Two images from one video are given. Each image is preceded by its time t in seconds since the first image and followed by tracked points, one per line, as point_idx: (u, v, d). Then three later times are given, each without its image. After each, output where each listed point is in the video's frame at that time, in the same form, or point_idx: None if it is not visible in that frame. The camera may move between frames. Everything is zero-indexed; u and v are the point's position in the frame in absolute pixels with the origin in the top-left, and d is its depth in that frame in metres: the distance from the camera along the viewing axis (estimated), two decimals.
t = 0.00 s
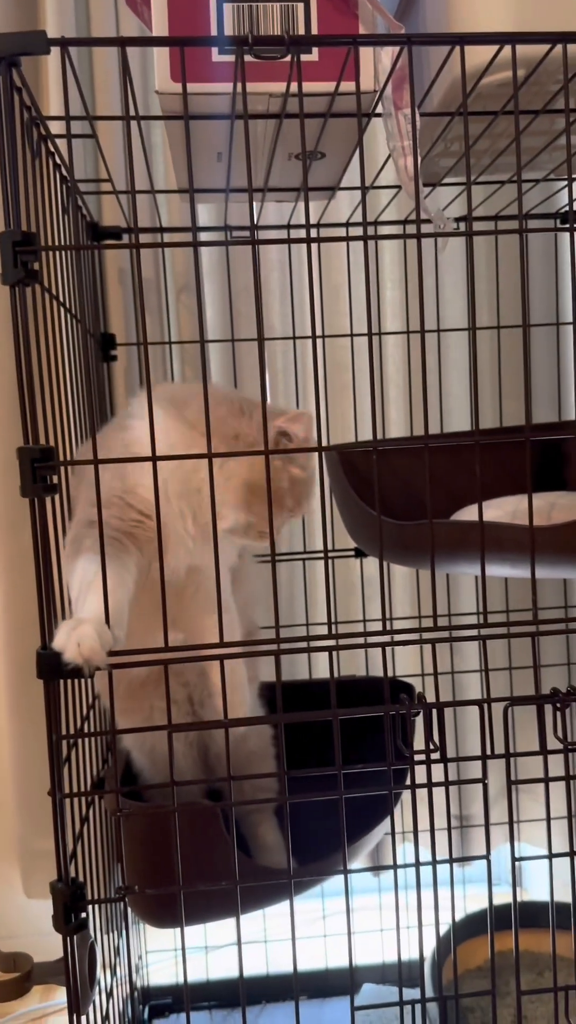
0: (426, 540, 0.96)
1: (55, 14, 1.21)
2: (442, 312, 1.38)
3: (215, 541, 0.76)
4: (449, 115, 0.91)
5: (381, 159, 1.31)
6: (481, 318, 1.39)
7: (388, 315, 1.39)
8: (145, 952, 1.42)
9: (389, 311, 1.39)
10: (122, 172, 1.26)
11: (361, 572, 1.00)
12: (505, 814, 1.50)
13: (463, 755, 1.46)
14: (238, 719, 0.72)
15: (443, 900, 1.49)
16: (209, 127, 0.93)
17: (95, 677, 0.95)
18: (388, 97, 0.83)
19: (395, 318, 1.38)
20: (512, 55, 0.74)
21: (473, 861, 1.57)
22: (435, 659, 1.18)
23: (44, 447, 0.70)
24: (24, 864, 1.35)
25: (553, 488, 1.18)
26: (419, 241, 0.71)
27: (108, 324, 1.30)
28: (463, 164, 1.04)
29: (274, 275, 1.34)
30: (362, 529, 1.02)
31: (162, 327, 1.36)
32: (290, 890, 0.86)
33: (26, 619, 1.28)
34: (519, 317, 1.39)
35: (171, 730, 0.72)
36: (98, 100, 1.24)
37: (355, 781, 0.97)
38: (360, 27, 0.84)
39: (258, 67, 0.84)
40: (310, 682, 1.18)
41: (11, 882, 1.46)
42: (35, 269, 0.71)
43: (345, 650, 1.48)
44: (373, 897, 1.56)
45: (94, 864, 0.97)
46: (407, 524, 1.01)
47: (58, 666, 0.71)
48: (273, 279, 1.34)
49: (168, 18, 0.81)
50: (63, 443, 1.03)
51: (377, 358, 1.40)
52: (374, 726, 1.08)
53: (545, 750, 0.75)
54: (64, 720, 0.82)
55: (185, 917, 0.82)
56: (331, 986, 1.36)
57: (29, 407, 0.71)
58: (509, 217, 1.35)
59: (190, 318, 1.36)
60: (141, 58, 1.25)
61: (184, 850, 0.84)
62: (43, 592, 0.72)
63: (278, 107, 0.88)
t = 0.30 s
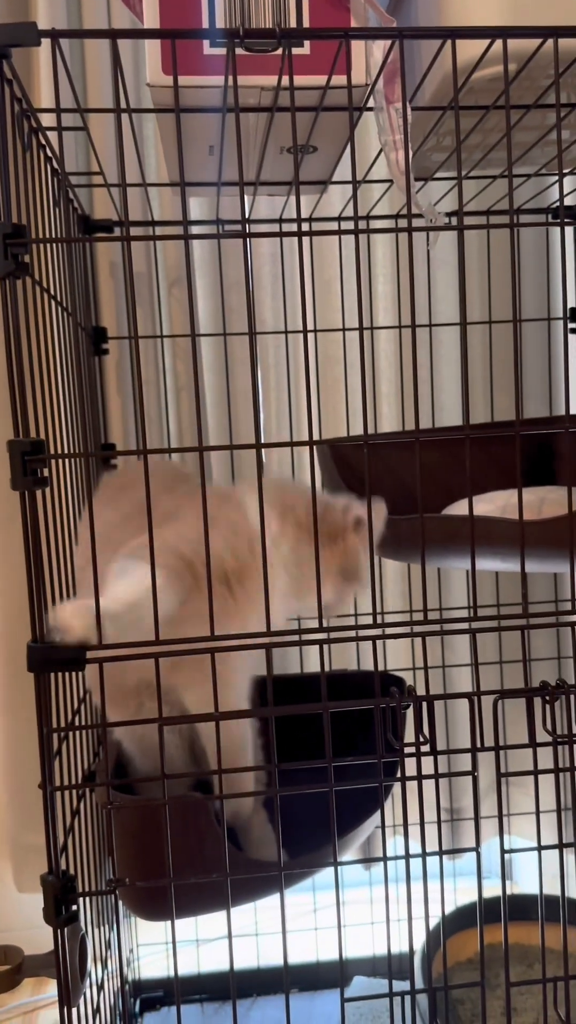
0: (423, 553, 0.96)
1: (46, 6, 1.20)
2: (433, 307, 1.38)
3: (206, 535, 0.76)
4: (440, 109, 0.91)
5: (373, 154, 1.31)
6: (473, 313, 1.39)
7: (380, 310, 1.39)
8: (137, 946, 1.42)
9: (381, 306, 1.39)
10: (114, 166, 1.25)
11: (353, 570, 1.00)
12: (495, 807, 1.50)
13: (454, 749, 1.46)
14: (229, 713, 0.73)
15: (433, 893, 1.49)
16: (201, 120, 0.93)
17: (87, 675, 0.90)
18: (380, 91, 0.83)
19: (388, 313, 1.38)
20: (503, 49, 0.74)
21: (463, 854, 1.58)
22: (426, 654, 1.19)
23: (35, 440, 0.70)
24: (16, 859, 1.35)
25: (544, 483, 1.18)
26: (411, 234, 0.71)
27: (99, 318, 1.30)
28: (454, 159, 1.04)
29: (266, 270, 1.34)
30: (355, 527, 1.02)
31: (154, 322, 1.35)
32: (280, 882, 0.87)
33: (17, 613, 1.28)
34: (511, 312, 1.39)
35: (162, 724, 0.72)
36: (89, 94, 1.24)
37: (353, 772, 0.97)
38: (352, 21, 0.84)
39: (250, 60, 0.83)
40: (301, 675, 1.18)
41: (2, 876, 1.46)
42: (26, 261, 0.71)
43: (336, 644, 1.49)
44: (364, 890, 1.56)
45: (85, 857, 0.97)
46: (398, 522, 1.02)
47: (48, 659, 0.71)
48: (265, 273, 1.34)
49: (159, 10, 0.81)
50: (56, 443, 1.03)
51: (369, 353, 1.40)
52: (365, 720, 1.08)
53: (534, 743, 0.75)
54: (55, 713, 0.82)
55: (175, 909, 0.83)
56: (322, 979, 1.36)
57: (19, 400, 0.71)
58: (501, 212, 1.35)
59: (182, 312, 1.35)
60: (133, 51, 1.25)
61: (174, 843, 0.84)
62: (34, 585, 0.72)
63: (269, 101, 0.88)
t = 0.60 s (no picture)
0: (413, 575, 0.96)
1: None
2: (423, 302, 1.38)
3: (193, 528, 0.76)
4: (430, 104, 0.91)
5: (363, 148, 1.31)
6: (462, 308, 1.39)
7: (370, 305, 1.39)
8: (125, 939, 1.42)
9: (371, 301, 1.39)
10: (104, 158, 1.25)
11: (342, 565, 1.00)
12: (483, 802, 1.51)
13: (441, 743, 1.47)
14: (217, 706, 0.73)
15: (420, 886, 1.50)
16: (191, 113, 0.93)
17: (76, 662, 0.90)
18: (370, 85, 0.84)
19: (377, 308, 1.38)
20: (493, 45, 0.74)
21: (451, 848, 1.59)
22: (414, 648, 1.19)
23: (22, 433, 0.69)
24: (4, 851, 1.35)
25: (532, 479, 1.19)
26: (400, 229, 0.71)
27: (89, 310, 1.30)
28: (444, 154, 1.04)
29: (256, 263, 1.34)
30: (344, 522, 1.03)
31: (144, 315, 1.35)
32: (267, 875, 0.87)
33: (6, 606, 1.28)
34: (500, 308, 1.39)
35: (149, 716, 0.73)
36: (79, 85, 1.24)
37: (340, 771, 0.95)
38: (343, 14, 0.84)
39: (240, 53, 0.83)
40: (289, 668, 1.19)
41: None
42: (14, 253, 0.71)
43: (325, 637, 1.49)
44: (352, 884, 1.57)
45: (73, 850, 0.97)
46: (386, 519, 1.02)
47: (35, 652, 0.71)
48: (255, 267, 1.34)
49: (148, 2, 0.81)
50: (47, 436, 1.03)
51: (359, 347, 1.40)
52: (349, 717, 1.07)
53: (520, 736, 0.75)
54: (44, 705, 0.82)
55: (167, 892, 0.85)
56: (309, 972, 1.37)
57: (7, 392, 0.71)
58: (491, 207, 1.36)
59: (171, 305, 1.35)
60: (123, 43, 1.24)
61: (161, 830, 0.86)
62: (21, 578, 0.72)
63: (259, 94, 0.88)
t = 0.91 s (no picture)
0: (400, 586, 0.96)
1: None
2: (411, 294, 1.38)
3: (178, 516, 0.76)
4: (419, 94, 0.90)
5: (352, 139, 1.31)
6: (450, 300, 1.39)
7: (358, 296, 1.39)
8: (108, 928, 1.42)
9: (359, 292, 1.39)
10: (91, 145, 1.24)
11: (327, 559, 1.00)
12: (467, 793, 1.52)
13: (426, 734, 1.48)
14: (201, 695, 0.73)
15: (404, 876, 1.51)
16: (179, 100, 0.92)
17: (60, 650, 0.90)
18: (358, 73, 0.84)
19: (365, 299, 1.38)
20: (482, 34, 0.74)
21: (434, 839, 1.59)
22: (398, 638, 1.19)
23: (6, 418, 0.69)
24: None
25: (518, 471, 1.19)
26: (387, 218, 0.71)
27: (76, 298, 1.30)
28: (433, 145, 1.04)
29: (244, 253, 1.34)
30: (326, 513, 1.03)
31: (131, 304, 1.35)
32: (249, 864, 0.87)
33: None
34: (488, 300, 1.39)
35: (132, 704, 0.72)
36: (67, 71, 1.23)
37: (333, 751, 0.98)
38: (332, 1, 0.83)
39: (228, 39, 0.83)
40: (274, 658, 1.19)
41: None
42: None
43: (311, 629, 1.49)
44: (336, 874, 1.58)
45: (56, 838, 0.96)
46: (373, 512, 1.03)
47: (18, 639, 0.71)
48: (244, 257, 1.34)
49: None
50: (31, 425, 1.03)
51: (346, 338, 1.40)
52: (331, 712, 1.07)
53: (502, 725, 0.76)
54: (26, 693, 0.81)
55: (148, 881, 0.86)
56: (292, 962, 1.37)
57: None
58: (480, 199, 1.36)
59: (159, 294, 1.35)
60: (112, 29, 1.24)
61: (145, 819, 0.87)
62: (4, 565, 0.72)
63: (247, 81, 0.87)
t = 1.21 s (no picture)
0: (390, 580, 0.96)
1: None
2: (404, 288, 1.38)
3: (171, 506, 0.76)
4: (414, 89, 0.91)
5: (347, 132, 1.31)
6: (443, 296, 1.40)
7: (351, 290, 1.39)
8: (95, 919, 1.43)
9: (352, 286, 1.39)
10: (85, 134, 1.24)
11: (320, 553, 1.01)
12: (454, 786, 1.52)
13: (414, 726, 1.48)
14: (191, 686, 0.73)
15: (390, 868, 1.52)
16: (174, 91, 0.92)
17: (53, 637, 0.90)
18: (354, 66, 0.85)
19: (358, 294, 1.38)
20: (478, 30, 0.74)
21: (421, 831, 1.60)
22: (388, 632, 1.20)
23: None
24: None
25: (508, 467, 1.20)
26: (382, 212, 0.71)
27: (68, 288, 1.29)
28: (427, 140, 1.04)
29: (237, 246, 1.34)
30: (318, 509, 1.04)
31: (123, 296, 1.34)
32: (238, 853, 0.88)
33: None
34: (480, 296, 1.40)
35: (123, 694, 0.73)
36: (61, 59, 1.23)
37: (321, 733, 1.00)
38: None
39: (225, 30, 0.83)
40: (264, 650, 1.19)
41: None
42: None
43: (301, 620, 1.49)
44: (323, 867, 1.58)
45: (45, 827, 0.97)
46: (364, 506, 1.03)
47: (10, 627, 0.71)
48: (237, 250, 1.34)
49: None
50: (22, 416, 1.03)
51: (338, 331, 1.40)
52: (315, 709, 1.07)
53: (490, 717, 0.76)
54: (17, 682, 0.82)
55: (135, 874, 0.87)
56: (279, 953, 1.38)
57: None
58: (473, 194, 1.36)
59: (151, 286, 1.35)
60: (107, 18, 1.23)
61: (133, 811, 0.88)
62: None
63: (243, 73, 0.87)
